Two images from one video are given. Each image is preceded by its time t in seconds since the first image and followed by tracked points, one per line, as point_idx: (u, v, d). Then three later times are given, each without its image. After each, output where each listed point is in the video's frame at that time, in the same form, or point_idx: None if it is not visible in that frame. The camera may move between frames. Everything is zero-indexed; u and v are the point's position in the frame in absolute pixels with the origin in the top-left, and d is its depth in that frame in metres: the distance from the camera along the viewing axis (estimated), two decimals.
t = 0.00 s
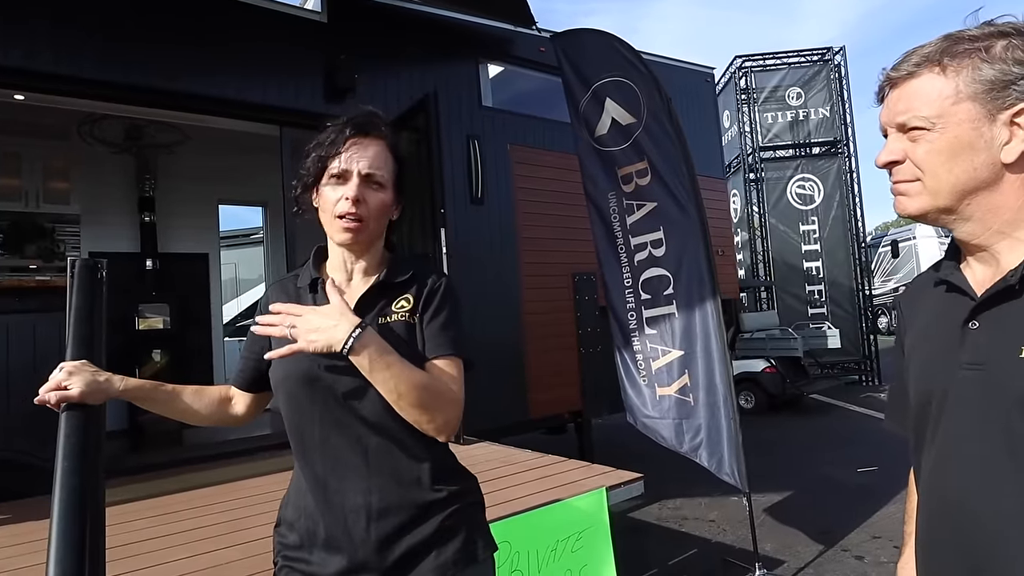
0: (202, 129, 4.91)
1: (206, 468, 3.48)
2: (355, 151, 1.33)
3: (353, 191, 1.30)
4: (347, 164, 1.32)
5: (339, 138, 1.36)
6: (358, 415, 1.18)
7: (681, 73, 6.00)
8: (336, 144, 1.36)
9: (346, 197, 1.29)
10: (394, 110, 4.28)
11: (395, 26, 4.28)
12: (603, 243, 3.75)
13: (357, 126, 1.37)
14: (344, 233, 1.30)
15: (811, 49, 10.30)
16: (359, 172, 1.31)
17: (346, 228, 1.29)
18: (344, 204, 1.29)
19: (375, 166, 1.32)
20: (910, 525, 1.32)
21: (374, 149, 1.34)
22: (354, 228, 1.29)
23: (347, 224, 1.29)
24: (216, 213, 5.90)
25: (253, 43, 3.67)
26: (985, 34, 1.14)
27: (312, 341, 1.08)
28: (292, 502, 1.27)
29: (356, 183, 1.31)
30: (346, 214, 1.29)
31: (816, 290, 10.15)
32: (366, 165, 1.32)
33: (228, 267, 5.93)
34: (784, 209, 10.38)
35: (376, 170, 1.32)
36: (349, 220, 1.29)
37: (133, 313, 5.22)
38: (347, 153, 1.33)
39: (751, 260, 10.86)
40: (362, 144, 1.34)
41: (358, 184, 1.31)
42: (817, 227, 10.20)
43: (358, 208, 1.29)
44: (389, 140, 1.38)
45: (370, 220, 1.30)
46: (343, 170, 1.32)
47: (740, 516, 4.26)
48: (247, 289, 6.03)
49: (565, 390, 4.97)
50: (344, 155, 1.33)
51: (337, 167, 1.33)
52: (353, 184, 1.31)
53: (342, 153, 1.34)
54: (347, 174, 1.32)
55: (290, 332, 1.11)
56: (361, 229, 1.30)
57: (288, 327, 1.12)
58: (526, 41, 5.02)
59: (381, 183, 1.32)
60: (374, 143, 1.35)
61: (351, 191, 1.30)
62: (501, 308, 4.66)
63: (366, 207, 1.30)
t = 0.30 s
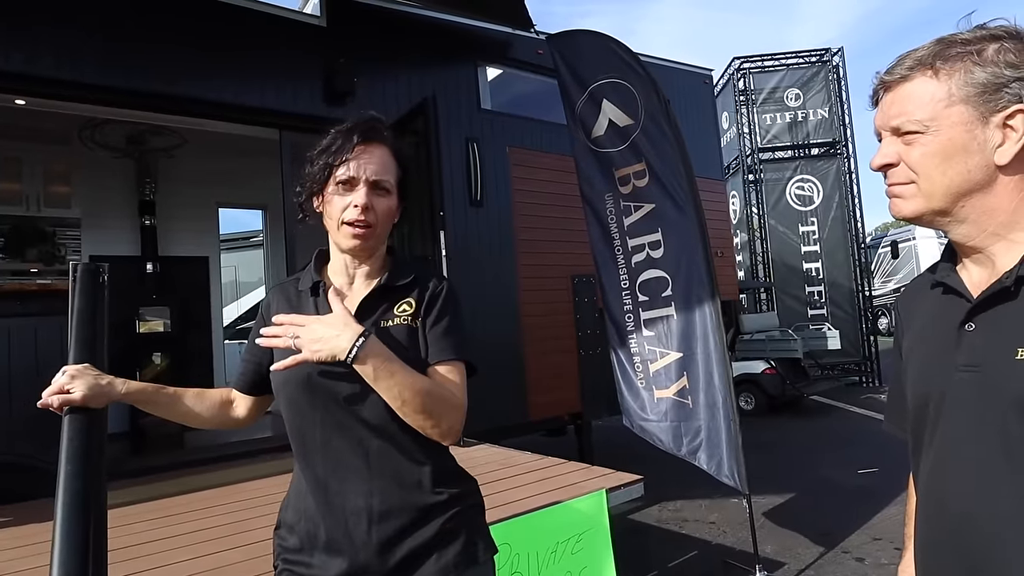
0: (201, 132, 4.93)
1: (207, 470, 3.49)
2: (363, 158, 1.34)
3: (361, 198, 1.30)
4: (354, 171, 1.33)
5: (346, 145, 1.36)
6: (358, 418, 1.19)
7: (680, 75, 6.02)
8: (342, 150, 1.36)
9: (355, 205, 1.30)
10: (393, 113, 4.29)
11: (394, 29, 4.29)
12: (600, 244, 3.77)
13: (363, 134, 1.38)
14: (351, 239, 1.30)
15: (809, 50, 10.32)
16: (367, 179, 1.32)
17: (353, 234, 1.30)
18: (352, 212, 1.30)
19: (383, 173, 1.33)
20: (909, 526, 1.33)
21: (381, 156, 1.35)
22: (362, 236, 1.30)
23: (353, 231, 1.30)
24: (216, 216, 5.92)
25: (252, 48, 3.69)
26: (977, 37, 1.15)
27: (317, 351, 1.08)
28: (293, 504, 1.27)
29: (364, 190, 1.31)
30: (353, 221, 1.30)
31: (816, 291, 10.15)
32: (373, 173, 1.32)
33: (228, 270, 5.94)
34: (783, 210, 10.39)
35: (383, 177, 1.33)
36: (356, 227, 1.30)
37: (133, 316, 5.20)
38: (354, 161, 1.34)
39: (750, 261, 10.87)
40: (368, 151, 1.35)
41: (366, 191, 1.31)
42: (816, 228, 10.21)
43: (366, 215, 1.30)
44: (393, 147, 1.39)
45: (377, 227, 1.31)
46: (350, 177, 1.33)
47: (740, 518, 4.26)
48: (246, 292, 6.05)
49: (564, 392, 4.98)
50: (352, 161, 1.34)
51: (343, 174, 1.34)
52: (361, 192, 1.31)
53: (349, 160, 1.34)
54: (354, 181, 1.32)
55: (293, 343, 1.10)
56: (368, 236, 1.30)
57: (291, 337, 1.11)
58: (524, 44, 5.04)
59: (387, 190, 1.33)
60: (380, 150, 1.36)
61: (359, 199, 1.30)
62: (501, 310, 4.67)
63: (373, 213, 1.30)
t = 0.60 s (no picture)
0: (203, 134, 4.93)
1: (209, 471, 3.49)
2: (361, 159, 1.33)
3: (360, 198, 1.30)
4: (353, 171, 1.33)
5: (345, 146, 1.36)
6: (361, 418, 1.19)
7: (681, 75, 6.02)
8: (341, 151, 1.36)
9: (354, 204, 1.30)
10: (394, 114, 4.30)
11: (394, 30, 4.30)
12: (599, 244, 3.76)
13: (362, 134, 1.38)
14: (351, 239, 1.30)
15: (810, 50, 10.31)
16: (366, 179, 1.32)
17: (353, 234, 1.30)
18: (352, 212, 1.30)
19: (383, 173, 1.33)
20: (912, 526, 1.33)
21: (382, 157, 1.35)
22: (362, 236, 1.30)
23: (353, 230, 1.30)
24: (217, 217, 5.93)
25: (252, 49, 3.69)
26: (979, 35, 1.15)
27: (316, 353, 1.08)
28: (296, 506, 1.27)
29: (364, 190, 1.31)
30: (352, 221, 1.29)
31: (817, 291, 10.15)
32: (372, 173, 1.32)
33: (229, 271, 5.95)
34: (784, 210, 10.39)
35: (382, 177, 1.33)
36: (356, 226, 1.30)
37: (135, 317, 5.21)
38: (353, 160, 1.34)
39: (751, 262, 10.86)
40: (367, 151, 1.35)
41: (365, 191, 1.31)
42: (817, 228, 10.20)
43: (366, 215, 1.29)
44: (394, 148, 1.39)
45: (377, 227, 1.31)
46: (350, 177, 1.33)
47: (741, 518, 4.26)
48: (248, 293, 6.05)
49: (565, 393, 4.98)
50: (351, 161, 1.34)
51: (343, 174, 1.34)
52: (361, 192, 1.31)
53: (349, 160, 1.34)
54: (353, 181, 1.32)
55: (293, 346, 1.10)
56: (367, 235, 1.30)
57: (290, 340, 1.11)
58: (524, 44, 5.05)
59: (387, 190, 1.33)
60: (379, 149, 1.36)
61: (359, 199, 1.30)
62: (502, 311, 4.67)
63: (373, 213, 1.30)
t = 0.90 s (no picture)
0: (206, 133, 4.95)
1: (213, 470, 3.50)
2: (360, 151, 1.34)
3: (359, 191, 1.30)
4: (353, 165, 1.33)
5: (344, 141, 1.37)
6: (367, 417, 1.19)
7: (685, 73, 6.01)
8: (340, 146, 1.36)
9: (353, 198, 1.30)
10: (397, 113, 4.30)
11: (397, 29, 4.30)
12: (601, 242, 3.75)
13: (360, 129, 1.38)
14: (351, 234, 1.30)
15: (814, 48, 10.28)
16: (364, 173, 1.32)
17: (353, 229, 1.30)
18: (351, 206, 1.30)
19: (382, 167, 1.34)
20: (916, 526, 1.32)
21: (380, 150, 1.35)
22: (362, 231, 1.30)
23: (354, 225, 1.30)
24: (219, 218, 5.99)
25: (256, 49, 3.70)
26: (985, 31, 1.14)
27: (322, 359, 1.08)
28: (301, 505, 1.28)
29: (363, 184, 1.31)
30: (352, 215, 1.29)
31: (821, 290, 10.12)
32: (371, 166, 1.33)
33: (233, 270, 5.96)
34: (788, 209, 10.36)
35: (381, 171, 1.33)
36: (357, 220, 1.30)
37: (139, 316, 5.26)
38: (352, 155, 1.34)
39: (755, 260, 10.84)
40: (366, 145, 1.35)
41: (365, 184, 1.31)
42: (821, 226, 10.17)
43: (365, 209, 1.29)
44: (393, 142, 1.39)
45: (378, 221, 1.31)
46: (349, 172, 1.33)
47: (744, 517, 4.25)
48: (252, 292, 6.06)
49: (568, 391, 4.98)
50: (350, 156, 1.34)
51: (342, 169, 1.34)
52: (360, 185, 1.31)
53: (347, 154, 1.34)
54: (352, 175, 1.33)
55: (299, 354, 1.10)
56: (368, 231, 1.30)
57: (295, 348, 1.11)
58: (527, 43, 5.05)
59: (387, 183, 1.33)
60: (378, 143, 1.36)
61: (358, 193, 1.30)
62: (505, 310, 4.67)
63: (373, 207, 1.30)
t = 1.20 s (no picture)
0: (207, 133, 4.95)
1: (215, 469, 3.50)
2: (368, 150, 1.34)
3: (366, 190, 1.30)
4: (358, 163, 1.33)
5: (350, 137, 1.36)
6: (371, 414, 1.19)
7: (685, 72, 6.00)
8: (347, 143, 1.36)
9: (359, 196, 1.30)
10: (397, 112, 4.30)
11: (398, 28, 4.30)
12: (601, 241, 3.75)
13: (368, 126, 1.38)
14: (356, 232, 1.31)
15: (815, 46, 10.27)
16: (371, 171, 1.32)
17: (359, 228, 1.30)
18: (357, 204, 1.30)
19: (389, 165, 1.34)
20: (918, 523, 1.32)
21: (387, 148, 1.35)
22: (367, 229, 1.30)
23: (359, 223, 1.30)
24: (221, 216, 5.98)
25: (256, 48, 3.69)
26: (986, 29, 1.14)
27: (326, 362, 1.07)
28: (303, 503, 1.28)
29: (369, 182, 1.32)
30: (358, 214, 1.30)
31: (823, 288, 10.10)
32: (378, 164, 1.33)
33: (233, 270, 5.98)
34: (789, 207, 10.36)
35: (387, 169, 1.34)
36: (362, 218, 1.30)
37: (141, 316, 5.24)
38: (359, 152, 1.34)
39: (756, 259, 10.83)
40: (373, 143, 1.35)
41: (371, 182, 1.31)
42: (822, 225, 10.16)
43: (371, 207, 1.30)
44: (399, 140, 1.39)
45: (382, 220, 1.32)
46: (355, 169, 1.33)
47: (745, 515, 4.25)
48: (253, 292, 6.09)
49: (569, 390, 4.98)
50: (357, 153, 1.34)
51: (348, 167, 1.34)
52: (366, 183, 1.31)
53: (354, 152, 1.34)
54: (359, 172, 1.33)
55: (303, 359, 1.09)
56: (373, 230, 1.31)
57: (297, 352, 1.10)
58: (528, 41, 5.05)
59: (392, 182, 1.34)
60: (384, 141, 1.36)
61: (364, 191, 1.30)
62: (506, 309, 4.67)
63: (378, 205, 1.31)
